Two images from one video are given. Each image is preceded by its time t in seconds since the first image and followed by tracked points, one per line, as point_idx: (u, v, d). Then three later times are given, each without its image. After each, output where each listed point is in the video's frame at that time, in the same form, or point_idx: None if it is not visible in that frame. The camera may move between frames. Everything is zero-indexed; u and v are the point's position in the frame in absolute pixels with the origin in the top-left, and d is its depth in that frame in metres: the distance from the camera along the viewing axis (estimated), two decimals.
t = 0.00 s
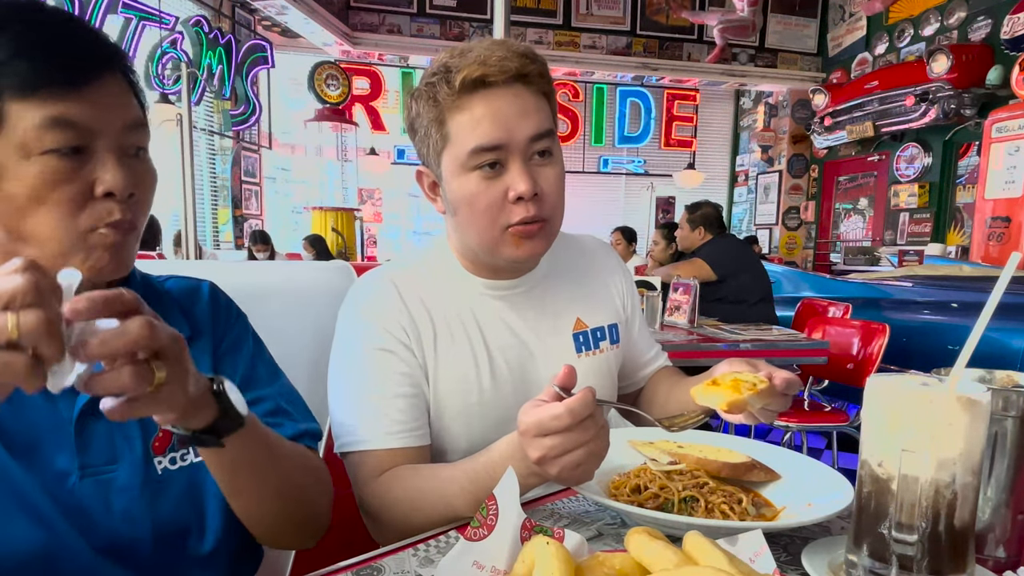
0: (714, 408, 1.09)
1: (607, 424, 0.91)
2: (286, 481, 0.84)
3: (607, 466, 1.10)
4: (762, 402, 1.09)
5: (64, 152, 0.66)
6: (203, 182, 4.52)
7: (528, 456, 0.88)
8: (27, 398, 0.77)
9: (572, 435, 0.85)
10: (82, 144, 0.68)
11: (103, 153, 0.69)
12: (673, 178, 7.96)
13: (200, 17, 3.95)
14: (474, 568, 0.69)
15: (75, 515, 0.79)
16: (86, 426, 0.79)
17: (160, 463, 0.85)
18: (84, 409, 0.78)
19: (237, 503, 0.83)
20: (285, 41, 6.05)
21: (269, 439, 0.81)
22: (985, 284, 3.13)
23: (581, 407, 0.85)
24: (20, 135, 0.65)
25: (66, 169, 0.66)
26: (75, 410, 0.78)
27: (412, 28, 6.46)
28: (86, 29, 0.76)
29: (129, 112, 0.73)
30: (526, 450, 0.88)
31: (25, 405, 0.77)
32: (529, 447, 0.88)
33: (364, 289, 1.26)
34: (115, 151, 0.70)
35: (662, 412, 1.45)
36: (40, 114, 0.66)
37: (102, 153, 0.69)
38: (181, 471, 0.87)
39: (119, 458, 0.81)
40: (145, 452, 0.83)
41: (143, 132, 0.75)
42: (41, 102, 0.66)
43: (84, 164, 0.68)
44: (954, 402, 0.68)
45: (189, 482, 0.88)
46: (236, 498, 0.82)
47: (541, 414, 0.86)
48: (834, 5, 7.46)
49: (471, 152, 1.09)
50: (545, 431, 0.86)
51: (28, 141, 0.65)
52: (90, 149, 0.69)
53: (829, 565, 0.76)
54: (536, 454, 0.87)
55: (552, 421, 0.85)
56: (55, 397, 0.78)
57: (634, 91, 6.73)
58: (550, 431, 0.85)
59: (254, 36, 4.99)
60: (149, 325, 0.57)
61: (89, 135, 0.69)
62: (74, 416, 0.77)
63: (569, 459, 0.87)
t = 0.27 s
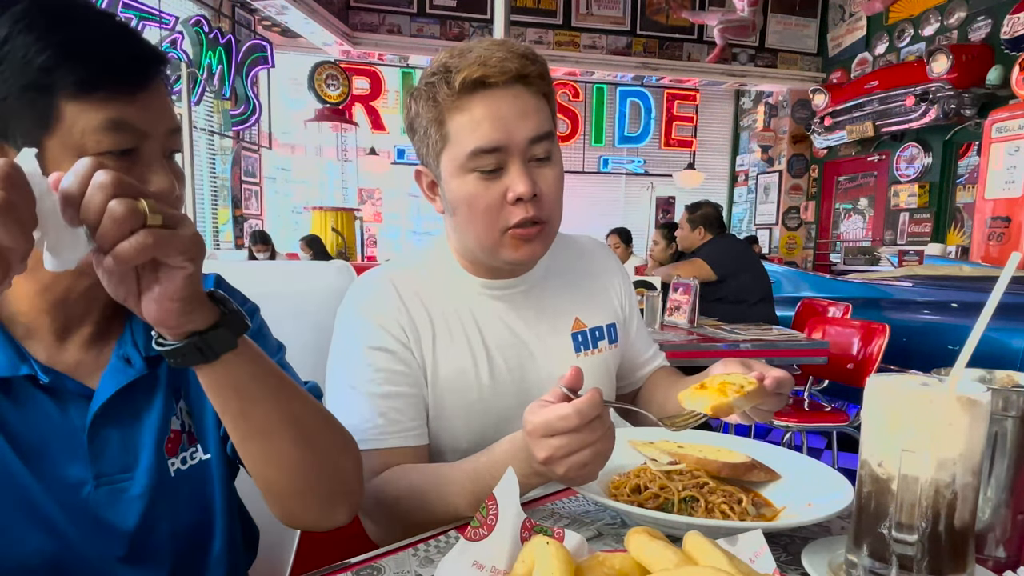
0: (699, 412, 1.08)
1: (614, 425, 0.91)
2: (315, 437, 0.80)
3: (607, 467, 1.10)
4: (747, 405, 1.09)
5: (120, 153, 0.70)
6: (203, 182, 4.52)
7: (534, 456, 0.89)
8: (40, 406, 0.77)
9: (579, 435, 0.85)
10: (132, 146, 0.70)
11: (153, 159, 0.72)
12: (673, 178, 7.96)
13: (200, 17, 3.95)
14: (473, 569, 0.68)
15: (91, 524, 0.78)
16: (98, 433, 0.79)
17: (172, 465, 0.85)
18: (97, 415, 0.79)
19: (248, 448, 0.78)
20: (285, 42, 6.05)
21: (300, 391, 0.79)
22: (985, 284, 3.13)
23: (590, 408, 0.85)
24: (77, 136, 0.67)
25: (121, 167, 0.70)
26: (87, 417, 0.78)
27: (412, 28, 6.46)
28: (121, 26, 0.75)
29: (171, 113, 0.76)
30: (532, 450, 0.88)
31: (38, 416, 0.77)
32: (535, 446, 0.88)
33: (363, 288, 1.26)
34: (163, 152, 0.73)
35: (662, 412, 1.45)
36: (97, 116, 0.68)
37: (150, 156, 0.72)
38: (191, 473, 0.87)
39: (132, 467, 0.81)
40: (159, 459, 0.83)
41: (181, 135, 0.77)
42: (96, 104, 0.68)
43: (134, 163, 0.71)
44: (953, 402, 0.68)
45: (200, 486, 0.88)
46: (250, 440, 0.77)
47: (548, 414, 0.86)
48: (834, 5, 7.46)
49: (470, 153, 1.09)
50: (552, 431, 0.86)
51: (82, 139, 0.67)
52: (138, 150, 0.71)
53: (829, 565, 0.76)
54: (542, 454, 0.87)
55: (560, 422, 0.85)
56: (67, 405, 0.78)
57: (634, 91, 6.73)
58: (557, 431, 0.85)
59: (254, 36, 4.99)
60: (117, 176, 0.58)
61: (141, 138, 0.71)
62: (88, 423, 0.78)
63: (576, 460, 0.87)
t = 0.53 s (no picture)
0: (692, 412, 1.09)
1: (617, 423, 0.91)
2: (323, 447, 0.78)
3: (607, 466, 1.10)
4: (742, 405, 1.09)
5: (143, 157, 0.68)
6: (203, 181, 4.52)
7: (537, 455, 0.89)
8: (48, 419, 0.77)
9: (583, 434, 0.85)
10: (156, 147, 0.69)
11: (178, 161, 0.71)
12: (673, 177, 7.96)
13: (200, 16, 3.96)
14: (473, 568, 0.68)
15: (100, 542, 0.78)
16: (106, 449, 0.78)
17: (181, 481, 0.85)
18: (107, 430, 0.78)
19: (261, 473, 0.77)
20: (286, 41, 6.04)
21: (313, 405, 0.78)
22: (985, 284, 3.13)
23: (593, 407, 0.85)
24: (102, 137, 0.66)
25: (145, 174, 0.68)
26: (96, 433, 0.77)
27: (412, 28, 6.46)
28: (134, 19, 0.74)
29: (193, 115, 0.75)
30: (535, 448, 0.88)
31: (46, 431, 0.76)
32: (538, 445, 0.88)
33: (361, 289, 1.26)
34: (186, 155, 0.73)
35: (662, 412, 1.45)
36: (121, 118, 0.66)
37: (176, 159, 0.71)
38: (198, 488, 0.87)
39: (139, 484, 0.81)
40: (166, 475, 0.82)
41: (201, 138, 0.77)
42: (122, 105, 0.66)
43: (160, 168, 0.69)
44: (953, 402, 0.68)
45: (208, 499, 0.88)
46: (265, 463, 0.76)
47: (553, 412, 0.86)
48: (834, 4, 7.46)
49: (462, 151, 1.09)
50: (556, 429, 0.86)
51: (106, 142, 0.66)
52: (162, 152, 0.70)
53: (828, 564, 0.76)
54: (546, 452, 0.87)
55: (564, 421, 0.85)
56: (75, 419, 0.78)
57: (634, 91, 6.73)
58: (561, 429, 0.86)
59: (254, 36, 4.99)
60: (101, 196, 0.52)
61: (166, 140, 0.70)
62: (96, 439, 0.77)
63: (579, 458, 0.87)
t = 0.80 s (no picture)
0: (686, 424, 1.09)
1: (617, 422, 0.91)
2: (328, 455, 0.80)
3: (607, 467, 1.10)
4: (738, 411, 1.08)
5: (166, 165, 0.68)
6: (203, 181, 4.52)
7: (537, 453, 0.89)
8: (59, 425, 0.77)
9: (584, 433, 0.85)
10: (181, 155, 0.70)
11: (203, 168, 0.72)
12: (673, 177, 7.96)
13: (201, 16, 3.97)
14: (473, 569, 0.68)
15: (106, 551, 0.78)
16: (117, 457, 0.78)
17: (191, 490, 0.84)
18: (118, 438, 0.78)
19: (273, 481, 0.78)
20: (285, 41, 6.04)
21: (336, 431, 0.81)
22: (985, 284, 3.13)
23: (594, 406, 0.85)
24: (126, 143, 0.66)
25: (167, 182, 0.69)
26: (107, 441, 0.77)
27: (412, 28, 6.46)
28: (163, 24, 0.74)
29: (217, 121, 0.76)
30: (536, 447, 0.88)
31: (57, 437, 0.77)
32: (539, 444, 0.88)
33: (362, 290, 1.25)
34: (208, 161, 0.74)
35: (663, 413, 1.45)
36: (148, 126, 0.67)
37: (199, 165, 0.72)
38: (207, 497, 0.87)
39: (149, 493, 0.80)
40: (176, 483, 0.82)
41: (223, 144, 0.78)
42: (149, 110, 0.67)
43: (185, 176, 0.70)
44: (953, 402, 0.68)
45: (216, 507, 0.88)
46: (279, 482, 0.78)
47: (555, 411, 0.86)
48: (834, 4, 7.46)
49: (464, 150, 1.09)
50: (557, 428, 0.86)
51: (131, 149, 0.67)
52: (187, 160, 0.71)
53: (829, 565, 0.76)
54: (546, 451, 0.87)
55: (565, 419, 0.85)
56: (87, 426, 0.78)
57: (634, 91, 6.74)
58: (562, 428, 0.86)
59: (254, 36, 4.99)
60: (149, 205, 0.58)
61: (190, 146, 0.71)
62: (107, 447, 0.77)
63: (580, 457, 0.87)
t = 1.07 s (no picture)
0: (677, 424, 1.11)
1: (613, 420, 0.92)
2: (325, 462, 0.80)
3: (607, 467, 1.10)
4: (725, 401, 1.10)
5: (185, 168, 0.70)
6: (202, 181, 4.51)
7: (534, 451, 0.89)
8: (66, 427, 0.77)
9: (578, 429, 0.86)
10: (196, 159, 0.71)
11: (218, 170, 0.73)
12: (673, 177, 7.95)
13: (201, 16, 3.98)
14: (474, 569, 0.68)
15: (112, 554, 0.77)
16: (124, 459, 0.78)
17: (198, 492, 0.84)
18: (124, 440, 0.78)
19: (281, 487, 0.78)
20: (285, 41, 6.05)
21: (344, 436, 0.82)
22: (985, 284, 3.13)
23: (589, 401, 0.86)
24: (147, 145, 0.67)
25: (186, 184, 0.70)
26: (114, 443, 0.77)
27: (412, 28, 6.46)
28: (181, 22, 0.74)
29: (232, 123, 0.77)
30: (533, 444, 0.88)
31: (63, 439, 0.77)
32: (536, 441, 0.88)
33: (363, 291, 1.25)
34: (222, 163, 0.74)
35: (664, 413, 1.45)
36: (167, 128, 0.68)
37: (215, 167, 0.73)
38: (213, 499, 0.87)
39: (156, 495, 0.80)
40: (184, 485, 0.82)
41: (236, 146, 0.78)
42: (169, 113, 0.68)
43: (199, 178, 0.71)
44: (953, 402, 0.68)
45: (222, 509, 0.88)
46: (293, 494, 0.78)
47: (551, 408, 0.87)
48: (834, 4, 7.46)
49: (473, 156, 1.09)
50: (554, 425, 0.87)
51: (151, 151, 0.68)
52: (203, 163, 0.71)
53: (829, 565, 0.76)
54: (543, 448, 0.87)
55: (561, 415, 0.86)
56: (93, 428, 0.78)
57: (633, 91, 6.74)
58: (557, 425, 0.86)
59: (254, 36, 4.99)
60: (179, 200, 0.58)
61: (208, 150, 0.71)
62: (114, 448, 0.77)
63: (577, 454, 0.87)
